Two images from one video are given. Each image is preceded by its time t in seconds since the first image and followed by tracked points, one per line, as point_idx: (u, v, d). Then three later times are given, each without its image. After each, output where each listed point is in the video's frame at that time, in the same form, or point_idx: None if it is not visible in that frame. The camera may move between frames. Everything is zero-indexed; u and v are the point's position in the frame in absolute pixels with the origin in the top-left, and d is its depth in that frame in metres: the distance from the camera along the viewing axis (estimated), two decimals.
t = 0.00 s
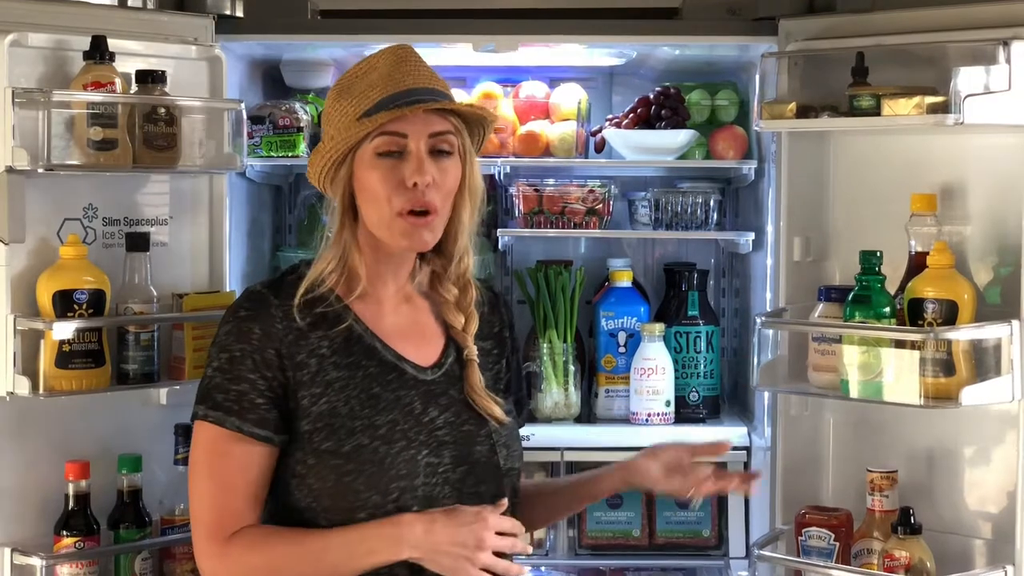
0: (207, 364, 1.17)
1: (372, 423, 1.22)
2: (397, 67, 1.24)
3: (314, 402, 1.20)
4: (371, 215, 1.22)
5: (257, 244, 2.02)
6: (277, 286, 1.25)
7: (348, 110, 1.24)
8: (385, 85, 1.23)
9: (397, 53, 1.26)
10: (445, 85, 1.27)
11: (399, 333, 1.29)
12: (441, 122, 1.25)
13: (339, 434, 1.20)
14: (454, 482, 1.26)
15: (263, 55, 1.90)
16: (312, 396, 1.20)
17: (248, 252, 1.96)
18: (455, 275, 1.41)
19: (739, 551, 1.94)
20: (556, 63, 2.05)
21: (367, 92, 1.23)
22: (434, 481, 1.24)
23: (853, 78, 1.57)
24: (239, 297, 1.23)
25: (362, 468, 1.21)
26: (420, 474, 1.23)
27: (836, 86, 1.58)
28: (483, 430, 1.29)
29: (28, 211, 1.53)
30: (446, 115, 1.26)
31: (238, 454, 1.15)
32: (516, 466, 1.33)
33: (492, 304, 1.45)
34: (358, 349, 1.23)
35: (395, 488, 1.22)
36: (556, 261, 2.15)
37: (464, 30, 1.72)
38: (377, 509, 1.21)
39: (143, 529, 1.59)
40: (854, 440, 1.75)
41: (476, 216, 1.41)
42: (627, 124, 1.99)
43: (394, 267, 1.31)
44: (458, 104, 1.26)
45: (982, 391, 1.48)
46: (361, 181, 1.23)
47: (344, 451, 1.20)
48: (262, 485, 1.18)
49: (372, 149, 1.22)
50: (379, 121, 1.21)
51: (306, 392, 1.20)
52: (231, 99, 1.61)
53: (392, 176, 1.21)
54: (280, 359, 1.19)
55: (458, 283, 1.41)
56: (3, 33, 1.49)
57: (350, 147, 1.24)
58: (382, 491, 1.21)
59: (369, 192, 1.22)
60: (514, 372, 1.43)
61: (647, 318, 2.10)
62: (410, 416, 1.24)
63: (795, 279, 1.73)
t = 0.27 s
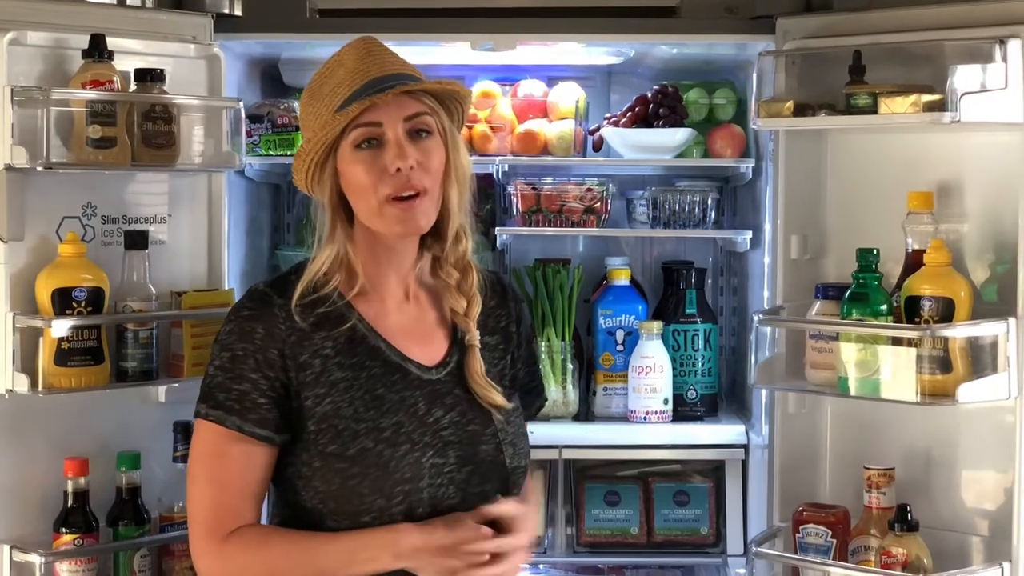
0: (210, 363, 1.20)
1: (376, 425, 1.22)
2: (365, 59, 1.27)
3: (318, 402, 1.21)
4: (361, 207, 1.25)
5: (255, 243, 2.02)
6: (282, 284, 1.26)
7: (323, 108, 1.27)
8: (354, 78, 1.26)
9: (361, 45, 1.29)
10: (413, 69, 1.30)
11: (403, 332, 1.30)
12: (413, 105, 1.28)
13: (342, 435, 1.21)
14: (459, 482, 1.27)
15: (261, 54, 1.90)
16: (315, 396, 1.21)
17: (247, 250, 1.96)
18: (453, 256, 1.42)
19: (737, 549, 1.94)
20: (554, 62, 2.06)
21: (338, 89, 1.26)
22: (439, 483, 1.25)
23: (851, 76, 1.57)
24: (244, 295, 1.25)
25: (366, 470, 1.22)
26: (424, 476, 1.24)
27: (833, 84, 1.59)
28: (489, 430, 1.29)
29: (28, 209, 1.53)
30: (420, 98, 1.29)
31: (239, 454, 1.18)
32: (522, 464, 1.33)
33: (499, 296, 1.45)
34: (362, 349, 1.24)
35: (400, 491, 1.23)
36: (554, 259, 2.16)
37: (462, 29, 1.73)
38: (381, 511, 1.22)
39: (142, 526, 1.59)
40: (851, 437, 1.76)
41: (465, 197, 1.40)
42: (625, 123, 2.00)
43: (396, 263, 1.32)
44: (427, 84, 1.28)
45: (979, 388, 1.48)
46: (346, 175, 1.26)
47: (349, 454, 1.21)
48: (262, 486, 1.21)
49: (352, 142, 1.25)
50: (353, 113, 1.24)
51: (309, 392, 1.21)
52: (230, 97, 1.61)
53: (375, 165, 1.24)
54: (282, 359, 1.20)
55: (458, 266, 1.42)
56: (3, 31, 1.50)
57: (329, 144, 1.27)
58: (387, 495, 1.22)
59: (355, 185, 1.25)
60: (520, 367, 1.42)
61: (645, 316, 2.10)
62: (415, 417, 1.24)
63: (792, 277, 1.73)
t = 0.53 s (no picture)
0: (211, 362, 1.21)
1: (375, 427, 1.23)
2: (352, 61, 1.28)
3: (317, 404, 1.22)
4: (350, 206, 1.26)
5: (252, 243, 2.03)
6: (284, 283, 1.27)
7: (312, 111, 1.29)
8: (341, 80, 1.27)
9: (351, 46, 1.31)
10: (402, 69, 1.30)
11: (404, 334, 1.31)
12: (401, 105, 1.28)
13: (341, 436, 1.23)
14: (456, 482, 1.28)
15: (258, 54, 1.91)
16: (315, 398, 1.22)
17: (244, 250, 1.97)
18: (452, 256, 1.41)
19: (733, 548, 1.95)
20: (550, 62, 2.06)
21: (326, 91, 1.28)
22: (437, 485, 1.27)
23: (845, 76, 1.59)
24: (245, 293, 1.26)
25: (364, 472, 1.23)
26: (422, 477, 1.25)
27: (828, 84, 1.60)
28: (489, 431, 1.31)
29: (24, 209, 1.54)
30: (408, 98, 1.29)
31: (235, 453, 1.20)
32: (520, 465, 1.36)
33: (501, 296, 1.45)
34: (363, 350, 1.25)
35: (398, 492, 1.24)
36: (550, 259, 2.16)
37: (458, 29, 1.73)
38: (377, 512, 1.24)
39: (139, 524, 1.60)
40: (846, 436, 1.76)
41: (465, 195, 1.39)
42: (620, 123, 2.00)
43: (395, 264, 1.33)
44: (415, 84, 1.29)
45: (973, 387, 1.49)
46: (337, 175, 1.27)
47: (347, 455, 1.23)
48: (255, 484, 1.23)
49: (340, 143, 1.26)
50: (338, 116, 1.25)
51: (309, 393, 1.22)
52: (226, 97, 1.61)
53: (363, 166, 1.25)
54: (282, 360, 1.21)
55: (457, 263, 1.41)
56: None
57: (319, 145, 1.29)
58: (384, 496, 1.24)
59: (345, 185, 1.26)
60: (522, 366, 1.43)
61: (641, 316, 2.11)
62: (415, 420, 1.25)
63: (787, 276, 1.74)
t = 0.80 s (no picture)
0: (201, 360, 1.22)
1: (363, 421, 1.23)
2: (372, 56, 1.28)
3: (305, 399, 1.22)
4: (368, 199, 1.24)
5: (250, 243, 2.03)
6: (274, 282, 1.28)
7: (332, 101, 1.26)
8: (366, 73, 1.26)
9: (366, 43, 1.30)
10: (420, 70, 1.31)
11: (393, 329, 1.31)
12: (424, 104, 1.29)
13: (329, 431, 1.23)
14: (446, 478, 1.28)
15: (256, 55, 1.91)
16: (303, 392, 1.22)
17: (242, 251, 1.97)
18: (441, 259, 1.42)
19: (729, 548, 1.95)
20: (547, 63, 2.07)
21: (348, 83, 1.26)
22: (425, 480, 1.26)
23: (841, 78, 1.59)
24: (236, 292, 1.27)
25: (352, 466, 1.23)
26: (410, 472, 1.25)
27: (823, 87, 1.61)
28: (478, 428, 1.30)
29: (23, 210, 1.54)
30: (427, 97, 1.30)
31: (225, 447, 1.20)
32: (510, 463, 1.34)
33: (494, 300, 1.43)
34: (352, 346, 1.25)
35: (385, 486, 1.24)
36: (547, 260, 2.17)
37: (455, 30, 1.74)
38: (366, 506, 1.23)
39: (137, 525, 1.60)
40: (843, 437, 1.77)
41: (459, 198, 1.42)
42: (618, 124, 2.01)
43: (387, 262, 1.33)
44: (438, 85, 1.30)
45: (968, 387, 1.49)
46: (353, 167, 1.26)
47: (334, 449, 1.23)
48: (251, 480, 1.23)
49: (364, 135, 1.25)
50: (369, 108, 1.23)
51: (297, 388, 1.22)
52: (224, 98, 1.61)
53: (384, 160, 1.25)
54: (269, 356, 1.22)
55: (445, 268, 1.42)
56: None
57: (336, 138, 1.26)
58: (371, 491, 1.23)
59: (363, 179, 1.25)
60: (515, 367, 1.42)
61: (638, 316, 2.11)
62: (404, 414, 1.25)
63: (784, 277, 1.75)
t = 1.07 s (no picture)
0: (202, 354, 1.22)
1: (365, 413, 1.23)
2: (375, 58, 1.28)
3: (307, 390, 1.22)
4: (381, 201, 1.24)
5: (251, 244, 2.03)
6: (274, 279, 1.30)
7: (340, 103, 1.26)
8: (372, 74, 1.26)
9: (366, 43, 1.30)
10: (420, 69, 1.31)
11: (395, 326, 1.31)
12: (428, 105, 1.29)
13: (330, 424, 1.22)
14: (447, 472, 1.27)
15: (257, 55, 1.91)
16: (305, 384, 1.22)
17: (243, 251, 1.97)
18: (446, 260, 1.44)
19: (730, 548, 1.95)
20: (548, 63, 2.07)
21: (355, 85, 1.26)
22: (426, 473, 1.25)
23: (842, 78, 1.59)
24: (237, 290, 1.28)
25: (354, 458, 1.22)
26: (412, 465, 1.24)
27: (825, 88, 1.61)
28: (480, 423, 1.30)
29: (24, 210, 1.54)
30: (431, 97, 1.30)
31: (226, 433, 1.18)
32: (511, 460, 1.33)
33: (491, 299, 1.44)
34: (354, 338, 1.26)
35: (388, 479, 1.23)
36: (548, 260, 2.17)
37: (457, 31, 1.74)
38: (369, 499, 1.22)
39: (139, 525, 1.60)
40: (843, 437, 1.77)
41: (462, 197, 1.40)
42: (619, 124, 2.01)
43: (390, 259, 1.33)
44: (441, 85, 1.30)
45: (970, 388, 1.49)
46: (363, 169, 1.25)
47: (336, 441, 1.22)
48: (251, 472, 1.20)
49: (377, 137, 1.25)
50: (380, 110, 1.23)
51: (299, 379, 1.23)
52: (226, 99, 1.61)
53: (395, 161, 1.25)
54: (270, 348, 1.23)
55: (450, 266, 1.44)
56: None
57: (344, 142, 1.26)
58: (374, 483, 1.22)
59: (374, 181, 1.25)
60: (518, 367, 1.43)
61: (639, 316, 2.11)
62: (406, 407, 1.25)
63: (785, 277, 1.75)
